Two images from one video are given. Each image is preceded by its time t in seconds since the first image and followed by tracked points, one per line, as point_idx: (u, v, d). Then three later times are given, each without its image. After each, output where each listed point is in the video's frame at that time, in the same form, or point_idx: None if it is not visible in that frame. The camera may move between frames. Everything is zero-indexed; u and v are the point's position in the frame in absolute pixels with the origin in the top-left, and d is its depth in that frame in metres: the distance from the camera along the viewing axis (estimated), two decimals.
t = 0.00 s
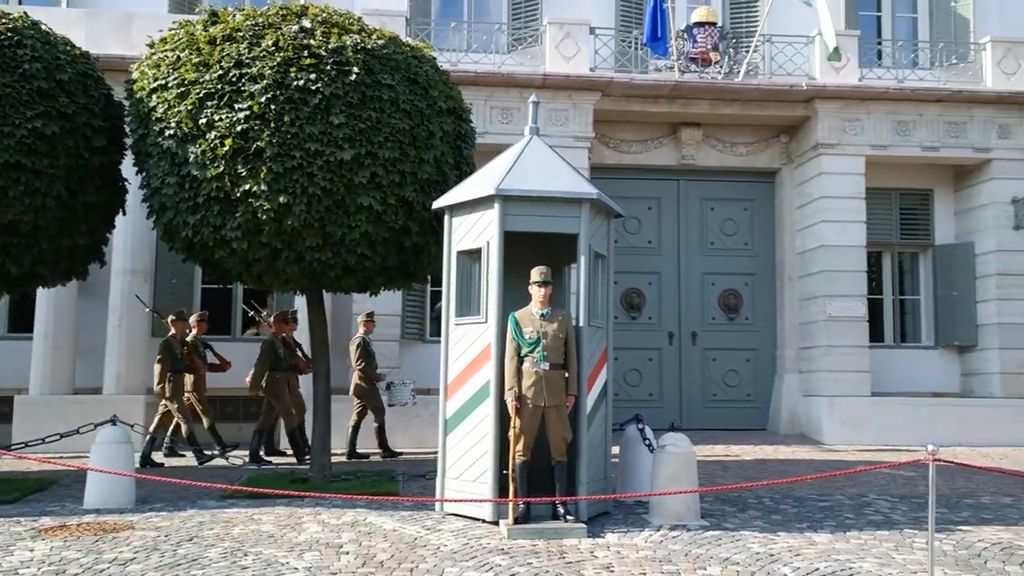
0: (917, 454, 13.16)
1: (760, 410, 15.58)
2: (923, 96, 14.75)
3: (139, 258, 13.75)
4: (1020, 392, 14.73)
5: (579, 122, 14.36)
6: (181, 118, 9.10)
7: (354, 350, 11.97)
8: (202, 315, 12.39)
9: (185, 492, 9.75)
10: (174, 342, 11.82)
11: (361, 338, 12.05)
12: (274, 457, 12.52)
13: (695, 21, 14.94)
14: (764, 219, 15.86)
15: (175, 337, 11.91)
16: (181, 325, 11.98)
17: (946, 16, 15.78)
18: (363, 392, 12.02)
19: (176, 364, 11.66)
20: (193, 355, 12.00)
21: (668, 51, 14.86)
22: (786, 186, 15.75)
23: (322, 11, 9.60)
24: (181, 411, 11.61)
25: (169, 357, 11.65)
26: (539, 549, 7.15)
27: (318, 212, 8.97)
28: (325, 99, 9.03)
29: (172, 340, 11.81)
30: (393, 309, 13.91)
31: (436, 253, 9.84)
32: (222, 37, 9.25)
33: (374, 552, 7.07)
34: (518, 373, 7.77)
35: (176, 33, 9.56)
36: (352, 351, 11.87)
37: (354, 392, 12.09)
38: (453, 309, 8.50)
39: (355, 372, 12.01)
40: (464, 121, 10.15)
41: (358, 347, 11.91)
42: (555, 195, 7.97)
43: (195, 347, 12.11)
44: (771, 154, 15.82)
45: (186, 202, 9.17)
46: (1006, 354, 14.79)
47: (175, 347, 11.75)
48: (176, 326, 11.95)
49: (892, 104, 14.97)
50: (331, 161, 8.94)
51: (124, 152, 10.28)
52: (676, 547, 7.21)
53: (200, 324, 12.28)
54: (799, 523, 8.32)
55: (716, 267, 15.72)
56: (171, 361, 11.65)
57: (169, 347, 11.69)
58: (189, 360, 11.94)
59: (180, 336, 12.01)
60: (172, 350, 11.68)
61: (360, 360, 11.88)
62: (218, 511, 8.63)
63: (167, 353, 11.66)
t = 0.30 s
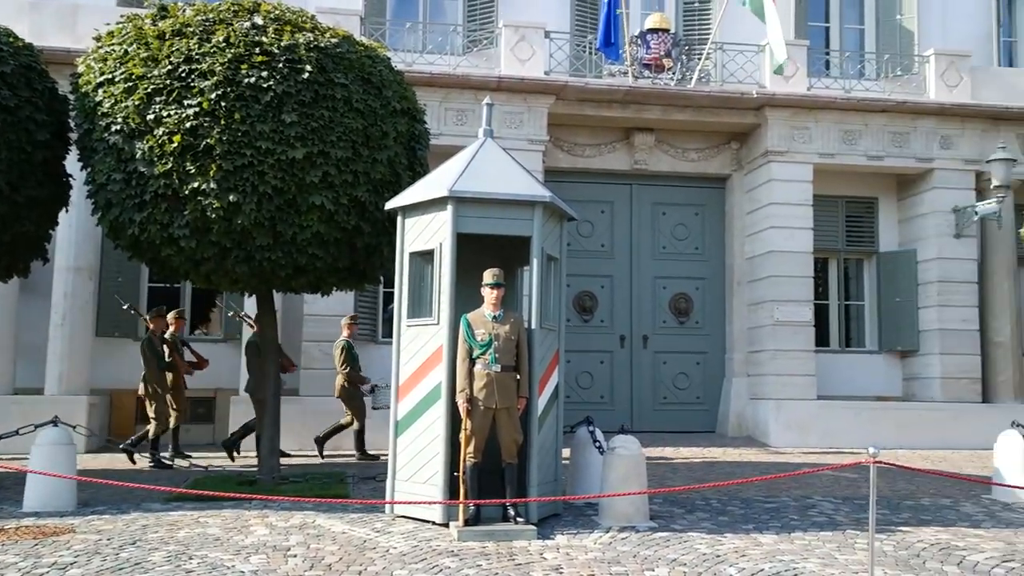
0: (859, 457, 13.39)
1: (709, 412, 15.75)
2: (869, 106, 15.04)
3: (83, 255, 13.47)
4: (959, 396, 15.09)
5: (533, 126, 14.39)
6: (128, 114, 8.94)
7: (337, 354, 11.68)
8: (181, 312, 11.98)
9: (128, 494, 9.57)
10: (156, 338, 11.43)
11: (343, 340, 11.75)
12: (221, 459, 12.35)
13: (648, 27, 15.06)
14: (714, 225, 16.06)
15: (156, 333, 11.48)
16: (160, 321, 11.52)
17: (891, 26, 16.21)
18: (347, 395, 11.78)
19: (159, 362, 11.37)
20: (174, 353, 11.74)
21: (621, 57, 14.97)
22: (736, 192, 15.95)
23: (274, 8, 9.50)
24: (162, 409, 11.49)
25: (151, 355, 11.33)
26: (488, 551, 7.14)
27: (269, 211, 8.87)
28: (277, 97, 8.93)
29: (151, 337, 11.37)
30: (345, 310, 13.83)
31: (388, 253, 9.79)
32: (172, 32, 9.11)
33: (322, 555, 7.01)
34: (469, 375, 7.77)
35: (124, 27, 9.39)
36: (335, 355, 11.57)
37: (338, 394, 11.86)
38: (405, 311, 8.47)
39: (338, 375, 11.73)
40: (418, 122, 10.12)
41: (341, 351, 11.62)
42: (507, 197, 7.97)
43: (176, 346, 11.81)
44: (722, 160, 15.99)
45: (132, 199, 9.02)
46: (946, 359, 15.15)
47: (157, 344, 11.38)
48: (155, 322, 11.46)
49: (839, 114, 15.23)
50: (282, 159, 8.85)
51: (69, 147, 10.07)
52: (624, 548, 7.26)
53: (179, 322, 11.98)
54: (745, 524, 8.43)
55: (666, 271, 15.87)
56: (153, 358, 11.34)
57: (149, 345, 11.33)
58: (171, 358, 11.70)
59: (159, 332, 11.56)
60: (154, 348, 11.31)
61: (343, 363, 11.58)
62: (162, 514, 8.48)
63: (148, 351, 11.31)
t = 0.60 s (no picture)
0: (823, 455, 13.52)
1: (676, 411, 15.85)
2: (834, 108, 15.21)
3: (46, 252, 13.29)
4: (921, 395, 15.30)
5: (502, 124, 14.39)
6: (92, 108, 8.82)
7: (336, 352, 11.90)
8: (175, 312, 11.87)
9: (91, 494, 9.44)
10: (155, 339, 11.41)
11: (342, 337, 11.98)
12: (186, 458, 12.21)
13: (618, 28, 15.15)
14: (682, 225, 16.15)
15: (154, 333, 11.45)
16: (158, 321, 11.44)
17: (856, 30, 16.36)
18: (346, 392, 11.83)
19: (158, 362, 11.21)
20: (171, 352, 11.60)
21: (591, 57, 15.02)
22: (704, 193, 16.06)
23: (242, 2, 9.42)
24: (160, 411, 11.36)
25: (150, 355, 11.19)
26: (456, 550, 7.12)
27: (235, 207, 8.79)
28: (244, 93, 8.86)
29: (150, 337, 11.32)
30: (313, 308, 13.76)
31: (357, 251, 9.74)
32: (137, 26, 9.00)
33: (288, 554, 6.95)
34: (438, 374, 7.74)
35: (88, 19, 9.26)
36: (335, 352, 11.80)
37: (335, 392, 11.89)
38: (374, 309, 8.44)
39: (336, 373, 11.89)
40: (387, 119, 10.07)
41: (340, 348, 11.87)
42: (477, 196, 7.96)
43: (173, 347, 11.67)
44: (690, 161, 16.07)
45: (96, 194, 8.90)
46: (908, 358, 15.35)
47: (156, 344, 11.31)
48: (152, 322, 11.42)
49: (806, 116, 15.38)
50: (249, 156, 8.77)
51: (31, 141, 9.92)
52: (592, 546, 7.27)
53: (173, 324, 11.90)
54: (711, 522, 8.48)
55: (635, 271, 15.93)
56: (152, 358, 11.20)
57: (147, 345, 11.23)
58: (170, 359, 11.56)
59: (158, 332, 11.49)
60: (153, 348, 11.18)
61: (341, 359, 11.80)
62: (125, 514, 8.38)
63: (147, 351, 11.19)
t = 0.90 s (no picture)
0: (789, 457, 13.63)
1: (645, 413, 15.93)
2: (801, 113, 15.36)
3: (5, 252, 13.23)
4: (884, 397, 15.49)
5: (472, 125, 14.40)
6: (55, 106, 8.71)
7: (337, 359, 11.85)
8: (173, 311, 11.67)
9: (53, 498, 9.32)
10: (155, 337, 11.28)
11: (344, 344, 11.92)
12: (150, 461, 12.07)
13: (588, 30, 15.17)
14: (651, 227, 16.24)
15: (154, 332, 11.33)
16: (159, 321, 11.39)
17: (822, 35, 16.59)
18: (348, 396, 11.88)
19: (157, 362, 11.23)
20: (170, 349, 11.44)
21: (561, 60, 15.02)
22: (673, 196, 16.15)
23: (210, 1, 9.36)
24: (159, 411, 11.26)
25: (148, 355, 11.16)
26: (424, 552, 7.11)
27: (202, 207, 8.71)
28: (211, 92, 8.79)
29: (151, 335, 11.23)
30: (281, 309, 13.69)
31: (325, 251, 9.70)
32: (102, 23, 8.91)
33: (253, 558, 6.90)
34: (407, 375, 7.73)
35: (52, 16, 9.15)
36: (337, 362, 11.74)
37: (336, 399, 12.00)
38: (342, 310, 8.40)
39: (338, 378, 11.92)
40: (356, 120, 10.04)
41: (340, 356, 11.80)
42: (446, 197, 7.95)
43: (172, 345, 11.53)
44: (659, 164, 16.17)
45: (59, 192, 8.78)
46: (872, 360, 15.54)
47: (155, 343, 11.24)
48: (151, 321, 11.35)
49: (773, 120, 15.53)
50: (216, 156, 8.70)
51: None
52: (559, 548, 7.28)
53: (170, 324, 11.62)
54: (678, 523, 8.53)
55: (604, 273, 15.99)
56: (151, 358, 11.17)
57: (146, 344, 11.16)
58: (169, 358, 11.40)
59: (158, 331, 11.41)
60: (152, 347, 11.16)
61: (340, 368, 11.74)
62: (87, 517, 8.28)
63: (146, 351, 11.14)
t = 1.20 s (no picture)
0: (759, 457, 13.74)
1: (616, 414, 15.99)
2: (771, 116, 15.50)
3: None
4: (853, 398, 15.65)
5: (445, 127, 14.40)
6: (20, 103, 8.59)
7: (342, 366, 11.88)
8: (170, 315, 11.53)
9: (18, 502, 9.21)
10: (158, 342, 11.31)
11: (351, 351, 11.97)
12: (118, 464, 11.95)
13: (560, 33, 15.25)
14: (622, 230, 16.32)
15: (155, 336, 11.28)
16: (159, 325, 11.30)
17: (792, 40, 16.71)
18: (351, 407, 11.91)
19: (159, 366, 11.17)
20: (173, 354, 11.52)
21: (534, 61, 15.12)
22: (645, 198, 16.23)
23: None
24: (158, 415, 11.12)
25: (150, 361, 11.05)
26: (395, 555, 7.11)
27: (171, 207, 8.66)
28: (180, 91, 8.74)
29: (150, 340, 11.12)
30: (252, 310, 13.62)
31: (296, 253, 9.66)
32: (70, 20, 8.82)
33: (222, 561, 6.87)
34: (378, 377, 7.72)
35: (17, 12, 9.04)
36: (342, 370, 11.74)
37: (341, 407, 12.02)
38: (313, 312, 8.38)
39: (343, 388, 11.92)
40: (328, 120, 10.03)
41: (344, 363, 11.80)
42: (418, 199, 7.95)
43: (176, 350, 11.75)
44: (631, 166, 16.27)
45: (24, 192, 8.67)
46: (841, 362, 15.70)
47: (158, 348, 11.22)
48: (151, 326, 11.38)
49: (743, 123, 15.65)
50: (185, 155, 8.65)
51: None
52: (531, 549, 7.31)
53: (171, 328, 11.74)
54: (648, 523, 8.59)
55: (577, 275, 16.05)
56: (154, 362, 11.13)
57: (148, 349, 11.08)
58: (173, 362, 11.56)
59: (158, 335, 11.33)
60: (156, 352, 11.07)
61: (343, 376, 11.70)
62: (53, 522, 8.19)
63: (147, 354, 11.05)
